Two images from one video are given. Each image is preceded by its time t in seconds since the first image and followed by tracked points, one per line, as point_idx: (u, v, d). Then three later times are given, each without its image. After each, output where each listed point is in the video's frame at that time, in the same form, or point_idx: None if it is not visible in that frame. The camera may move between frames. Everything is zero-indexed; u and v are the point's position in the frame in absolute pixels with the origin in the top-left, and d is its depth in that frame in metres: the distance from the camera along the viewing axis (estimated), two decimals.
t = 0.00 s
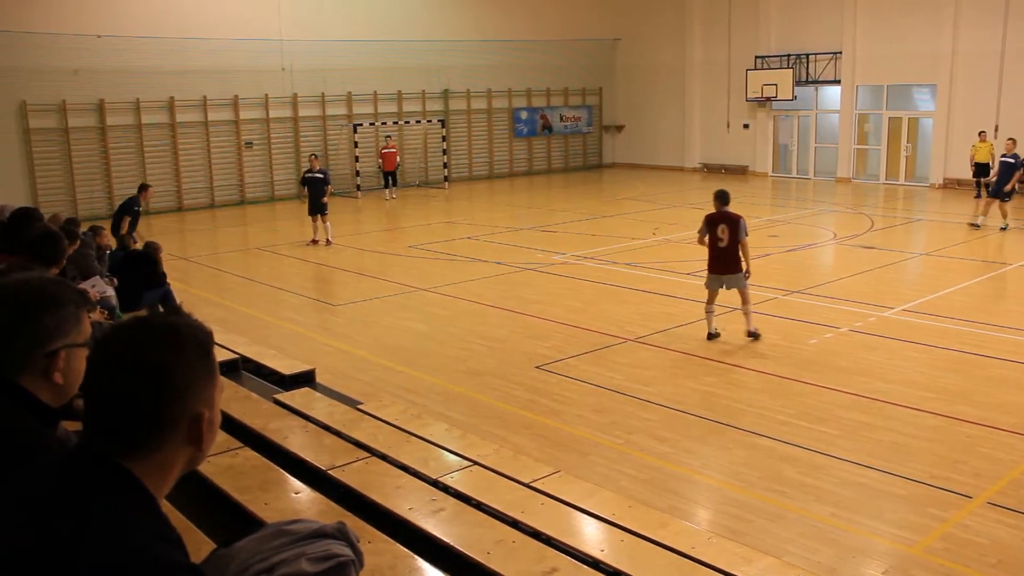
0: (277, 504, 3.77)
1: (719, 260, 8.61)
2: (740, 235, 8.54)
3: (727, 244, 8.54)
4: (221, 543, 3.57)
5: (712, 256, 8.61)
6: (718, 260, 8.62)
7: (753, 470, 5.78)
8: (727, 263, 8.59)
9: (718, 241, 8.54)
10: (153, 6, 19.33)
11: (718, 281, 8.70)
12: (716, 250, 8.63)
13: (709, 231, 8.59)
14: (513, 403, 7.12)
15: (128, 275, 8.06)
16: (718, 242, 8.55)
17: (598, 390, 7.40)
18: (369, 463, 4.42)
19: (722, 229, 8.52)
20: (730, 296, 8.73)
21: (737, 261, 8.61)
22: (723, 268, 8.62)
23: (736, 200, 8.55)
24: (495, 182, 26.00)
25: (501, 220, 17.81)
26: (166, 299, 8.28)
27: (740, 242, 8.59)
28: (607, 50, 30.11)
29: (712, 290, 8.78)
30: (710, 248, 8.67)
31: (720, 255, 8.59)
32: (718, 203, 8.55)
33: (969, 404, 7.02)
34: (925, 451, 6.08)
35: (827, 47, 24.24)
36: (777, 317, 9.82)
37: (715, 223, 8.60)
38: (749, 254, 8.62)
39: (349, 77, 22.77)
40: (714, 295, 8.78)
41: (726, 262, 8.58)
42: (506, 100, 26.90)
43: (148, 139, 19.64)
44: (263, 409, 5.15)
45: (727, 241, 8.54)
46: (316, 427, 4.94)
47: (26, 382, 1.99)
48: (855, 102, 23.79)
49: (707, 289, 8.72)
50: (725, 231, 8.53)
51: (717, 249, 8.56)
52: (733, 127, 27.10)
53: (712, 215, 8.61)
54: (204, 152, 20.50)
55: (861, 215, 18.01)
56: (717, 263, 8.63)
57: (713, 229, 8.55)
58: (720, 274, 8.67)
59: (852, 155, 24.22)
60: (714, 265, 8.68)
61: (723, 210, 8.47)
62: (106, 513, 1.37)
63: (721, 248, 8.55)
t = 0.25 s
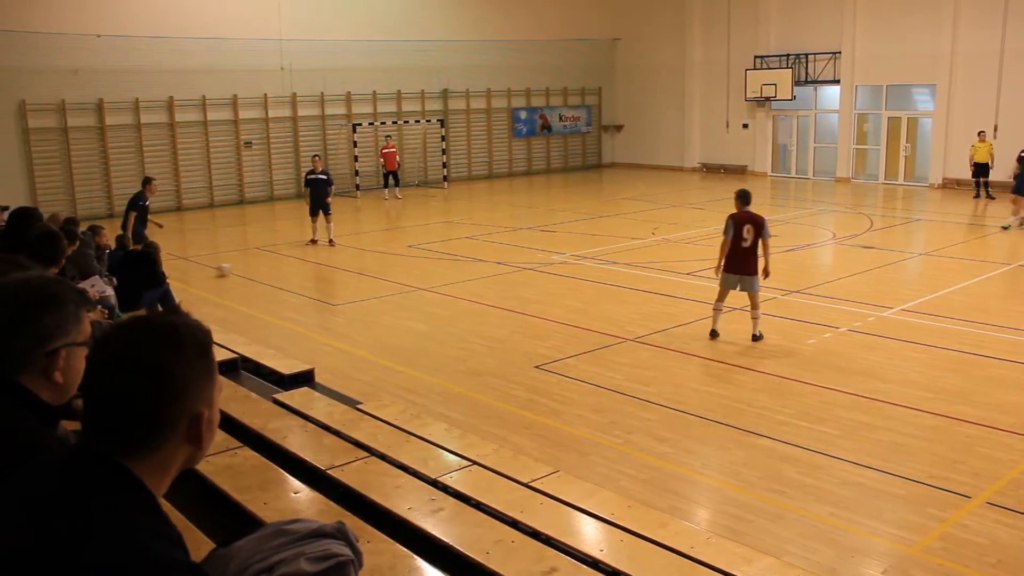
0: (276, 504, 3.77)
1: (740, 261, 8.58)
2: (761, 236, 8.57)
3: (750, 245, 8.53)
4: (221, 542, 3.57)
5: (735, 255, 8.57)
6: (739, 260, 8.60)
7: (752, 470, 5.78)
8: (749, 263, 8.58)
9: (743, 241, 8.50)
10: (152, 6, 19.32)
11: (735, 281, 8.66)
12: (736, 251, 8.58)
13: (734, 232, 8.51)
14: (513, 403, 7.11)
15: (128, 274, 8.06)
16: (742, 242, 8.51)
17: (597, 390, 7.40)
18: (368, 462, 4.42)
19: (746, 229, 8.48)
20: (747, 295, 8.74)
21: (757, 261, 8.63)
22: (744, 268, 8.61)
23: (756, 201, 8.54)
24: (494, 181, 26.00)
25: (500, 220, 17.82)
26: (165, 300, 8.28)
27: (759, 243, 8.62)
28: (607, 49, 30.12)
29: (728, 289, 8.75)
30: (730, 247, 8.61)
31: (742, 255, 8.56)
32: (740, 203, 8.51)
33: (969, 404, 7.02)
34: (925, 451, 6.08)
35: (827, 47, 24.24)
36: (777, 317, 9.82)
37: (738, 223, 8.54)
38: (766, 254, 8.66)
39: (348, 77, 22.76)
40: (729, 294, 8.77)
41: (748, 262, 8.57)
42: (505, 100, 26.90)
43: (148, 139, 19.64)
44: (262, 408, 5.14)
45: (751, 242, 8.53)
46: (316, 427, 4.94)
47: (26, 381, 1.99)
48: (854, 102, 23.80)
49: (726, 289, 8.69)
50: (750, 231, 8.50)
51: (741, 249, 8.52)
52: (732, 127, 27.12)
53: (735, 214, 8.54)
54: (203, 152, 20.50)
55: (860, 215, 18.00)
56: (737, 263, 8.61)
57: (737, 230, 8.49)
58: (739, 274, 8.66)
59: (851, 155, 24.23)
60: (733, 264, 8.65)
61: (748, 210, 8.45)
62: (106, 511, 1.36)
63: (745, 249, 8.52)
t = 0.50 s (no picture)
0: (277, 504, 3.77)
1: (752, 260, 8.57)
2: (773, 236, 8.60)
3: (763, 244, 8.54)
4: (221, 542, 3.57)
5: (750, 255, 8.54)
6: (753, 260, 8.58)
7: (753, 470, 5.78)
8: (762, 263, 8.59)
9: (757, 240, 8.50)
10: (151, 6, 19.30)
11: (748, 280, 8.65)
12: (750, 250, 8.57)
13: (749, 231, 8.50)
14: (514, 403, 7.11)
15: (128, 274, 8.06)
16: (757, 242, 8.51)
17: (598, 390, 7.40)
18: (368, 462, 4.42)
19: (762, 229, 8.49)
20: (756, 295, 8.75)
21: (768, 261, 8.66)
22: (756, 268, 8.61)
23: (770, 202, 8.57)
24: (495, 181, 26.00)
25: (500, 220, 17.81)
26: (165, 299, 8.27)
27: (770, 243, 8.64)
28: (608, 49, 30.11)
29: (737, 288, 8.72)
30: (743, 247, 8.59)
31: (756, 255, 8.55)
32: (756, 203, 8.49)
33: (970, 404, 7.02)
34: (925, 451, 6.08)
35: (827, 47, 24.24)
36: (778, 317, 9.81)
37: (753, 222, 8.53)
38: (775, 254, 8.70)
39: (348, 77, 22.75)
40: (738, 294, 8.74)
41: (762, 262, 8.57)
42: (506, 100, 26.88)
43: (148, 140, 19.64)
44: (263, 408, 5.14)
45: (765, 242, 8.54)
46: (316, 427, 4.94)
47: (27, 382, 1.99)
48: (855, 101, 23.78)
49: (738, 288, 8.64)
50: (764, 231, 8.51)
51: (754, 249, 8.51)
52: (732, 127, 27.13)
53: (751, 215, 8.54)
54: (204, 152, 20.50)
55: (861, 215, 17.98)
56: (750, 262, 8.59)
57: (754, 229, 8.47)
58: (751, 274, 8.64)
59: (852, 155, 24.24)
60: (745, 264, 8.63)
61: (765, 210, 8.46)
62: (107, 510, 1.36)
63: (759, 248, 8.52)
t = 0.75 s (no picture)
0: (277, 503, 3.77)
1: (758, 263, 8.51)
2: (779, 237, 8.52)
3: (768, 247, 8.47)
4: (221, 541, 3.57)
5: (756, 259, 8.47)
6: (759, 263, 8.51)
7: (753, 470, 5.77)
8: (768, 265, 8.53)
9: (761, 243, 8.43)
10: (152, 7, 19.31)
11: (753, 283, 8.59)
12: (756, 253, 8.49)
13: (754, 234, 8.41)
14: (514, 403, 7.11)
15: (128, 274, 8.06)
16: (763, 246, 8.43)
17: (598, 390, 7.40)
18: (369, 462, 4.42)
19: (767, 231, 8.41)
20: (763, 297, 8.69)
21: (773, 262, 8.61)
22: (762, 271, 8.54)
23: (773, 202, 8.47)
24: (495, 182, 26.00)
25: (501, 220, 17.81)
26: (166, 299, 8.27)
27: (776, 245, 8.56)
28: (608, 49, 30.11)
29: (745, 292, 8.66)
30: (748, 251, 8.50)
31: (762, 258, 8.48)
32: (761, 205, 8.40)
33: (970, 404, 7.02)
34: (925, 451, 6.08)
35: (827, 47, 24.25)
36: (778, 317, 9.80)
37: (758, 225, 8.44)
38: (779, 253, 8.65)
39: (348, 77, 22.75)
40: (746, 297, 8.68)
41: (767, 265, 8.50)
42: (506, 100, 26.88)
43: (149, 140, 19.64)
44: (263, 408, 5.14)
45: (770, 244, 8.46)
46: (317, 427, 4.94)
47: (30, 381, 1.99)
48: (855, 100, 23.76)
49: (746, 293, 8.58)
50: (768, 234, 8.43)
51: (760, 252, 8.43)
52: (732, 127, 27.14)
53: (754, 218, 8.44)
54: (204, 153, 20.51)
55: (861, 215, 17.97)
56: (756, 265, 8.52)
57: (758, 232, 8.39)
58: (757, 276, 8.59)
59: (852, 155, 24.25)
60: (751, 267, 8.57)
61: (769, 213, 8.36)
62: (108, 509, 1.36)
63: (766, 251, 8.44)
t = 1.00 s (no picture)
0: (276, 503, 3.77)
1: (757, 268, 8.41)
2: (781, 243, 8.40)
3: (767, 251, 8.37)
4: (220, 540, 3.58)
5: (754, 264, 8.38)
6: (758, 268, 8.41)
7: (752, 470, 5.78)
8: (769, 270, 8.39)
9: (758, 247, 8.35)
10: (150, 7, 19.30)
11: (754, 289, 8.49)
12: (755, 258, 8.42)
13: (751, 238, 8.36)
14: (513, 403, 7.10)
15: (128, 274, 8.07)
16: (760, 250, 8.34)
17: (597, 390, 7.40)
18: (368, 462, 4.42)
19: (764, 235, 8.33)
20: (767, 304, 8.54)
21: (778, 268, 8.47)
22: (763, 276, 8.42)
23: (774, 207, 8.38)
24: (494, 182, 26.02)
25: (499, 220, 17.81)
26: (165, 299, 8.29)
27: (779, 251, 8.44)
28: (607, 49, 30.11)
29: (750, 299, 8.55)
30: (748, 255, 8.44)
31: (760, 263, 8.39)
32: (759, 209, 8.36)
33: (969, 404, 7.02)
34: (924, 451, 6.08)
35: (825, 47, 24.26)
36: (777, 317, 9.80)
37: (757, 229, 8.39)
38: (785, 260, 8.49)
39: (347, 77, 22.75)
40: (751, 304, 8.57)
41: (766, 270, 8.38)
42: (504, 100, 26.87)
43: (148, 140, 19.64)
44: (262, 408, 5.14)
45: (769, 249, 8.35)
46: (315, 427, 4.94)
47: (29, 381, 1.99)
48: (854, 101, 23.77)
49: (747, 299, 8.47)
50: (767, 238, 8.34)
51: (756, 256, 8.36)
52: (732, 127, 27.16)
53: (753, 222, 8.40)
54: (203, 152, 20.50)
55: (860, 215, 17.98)
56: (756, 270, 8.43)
57: (755, 235, 8.34)
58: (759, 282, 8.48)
59: (851, 156, 24.28)
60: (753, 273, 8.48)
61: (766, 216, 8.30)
62: (108, 508, 1.36)
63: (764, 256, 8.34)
